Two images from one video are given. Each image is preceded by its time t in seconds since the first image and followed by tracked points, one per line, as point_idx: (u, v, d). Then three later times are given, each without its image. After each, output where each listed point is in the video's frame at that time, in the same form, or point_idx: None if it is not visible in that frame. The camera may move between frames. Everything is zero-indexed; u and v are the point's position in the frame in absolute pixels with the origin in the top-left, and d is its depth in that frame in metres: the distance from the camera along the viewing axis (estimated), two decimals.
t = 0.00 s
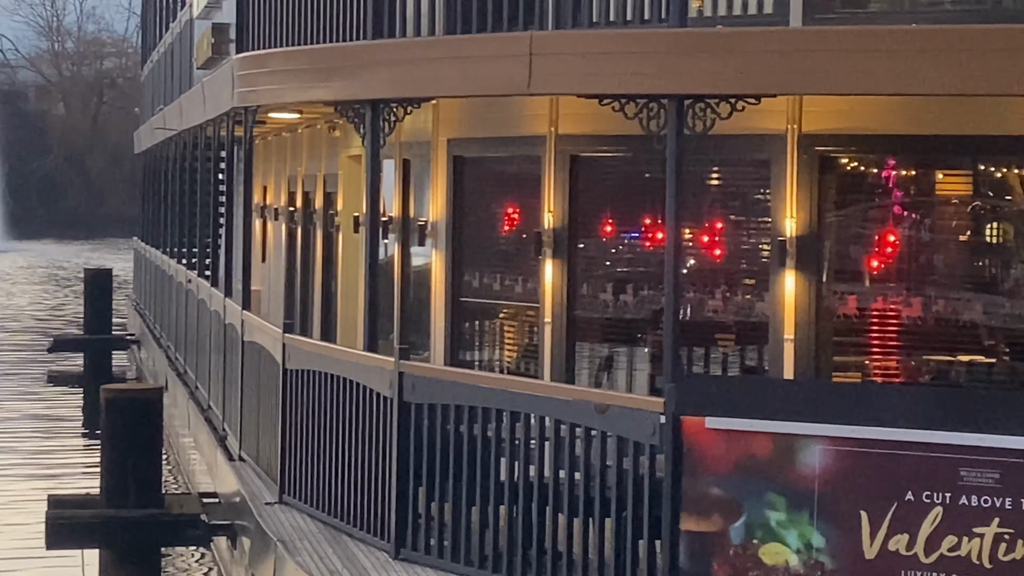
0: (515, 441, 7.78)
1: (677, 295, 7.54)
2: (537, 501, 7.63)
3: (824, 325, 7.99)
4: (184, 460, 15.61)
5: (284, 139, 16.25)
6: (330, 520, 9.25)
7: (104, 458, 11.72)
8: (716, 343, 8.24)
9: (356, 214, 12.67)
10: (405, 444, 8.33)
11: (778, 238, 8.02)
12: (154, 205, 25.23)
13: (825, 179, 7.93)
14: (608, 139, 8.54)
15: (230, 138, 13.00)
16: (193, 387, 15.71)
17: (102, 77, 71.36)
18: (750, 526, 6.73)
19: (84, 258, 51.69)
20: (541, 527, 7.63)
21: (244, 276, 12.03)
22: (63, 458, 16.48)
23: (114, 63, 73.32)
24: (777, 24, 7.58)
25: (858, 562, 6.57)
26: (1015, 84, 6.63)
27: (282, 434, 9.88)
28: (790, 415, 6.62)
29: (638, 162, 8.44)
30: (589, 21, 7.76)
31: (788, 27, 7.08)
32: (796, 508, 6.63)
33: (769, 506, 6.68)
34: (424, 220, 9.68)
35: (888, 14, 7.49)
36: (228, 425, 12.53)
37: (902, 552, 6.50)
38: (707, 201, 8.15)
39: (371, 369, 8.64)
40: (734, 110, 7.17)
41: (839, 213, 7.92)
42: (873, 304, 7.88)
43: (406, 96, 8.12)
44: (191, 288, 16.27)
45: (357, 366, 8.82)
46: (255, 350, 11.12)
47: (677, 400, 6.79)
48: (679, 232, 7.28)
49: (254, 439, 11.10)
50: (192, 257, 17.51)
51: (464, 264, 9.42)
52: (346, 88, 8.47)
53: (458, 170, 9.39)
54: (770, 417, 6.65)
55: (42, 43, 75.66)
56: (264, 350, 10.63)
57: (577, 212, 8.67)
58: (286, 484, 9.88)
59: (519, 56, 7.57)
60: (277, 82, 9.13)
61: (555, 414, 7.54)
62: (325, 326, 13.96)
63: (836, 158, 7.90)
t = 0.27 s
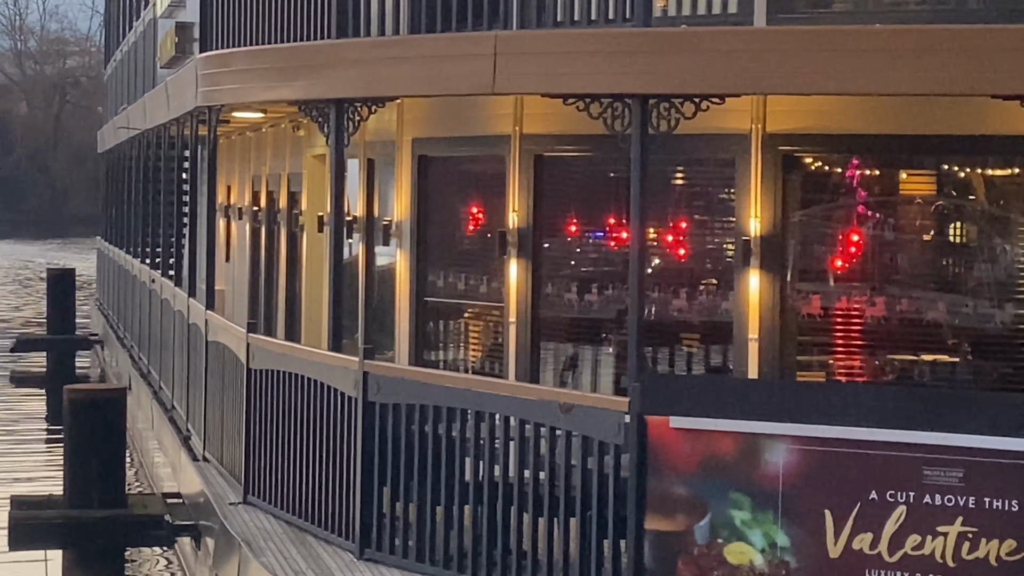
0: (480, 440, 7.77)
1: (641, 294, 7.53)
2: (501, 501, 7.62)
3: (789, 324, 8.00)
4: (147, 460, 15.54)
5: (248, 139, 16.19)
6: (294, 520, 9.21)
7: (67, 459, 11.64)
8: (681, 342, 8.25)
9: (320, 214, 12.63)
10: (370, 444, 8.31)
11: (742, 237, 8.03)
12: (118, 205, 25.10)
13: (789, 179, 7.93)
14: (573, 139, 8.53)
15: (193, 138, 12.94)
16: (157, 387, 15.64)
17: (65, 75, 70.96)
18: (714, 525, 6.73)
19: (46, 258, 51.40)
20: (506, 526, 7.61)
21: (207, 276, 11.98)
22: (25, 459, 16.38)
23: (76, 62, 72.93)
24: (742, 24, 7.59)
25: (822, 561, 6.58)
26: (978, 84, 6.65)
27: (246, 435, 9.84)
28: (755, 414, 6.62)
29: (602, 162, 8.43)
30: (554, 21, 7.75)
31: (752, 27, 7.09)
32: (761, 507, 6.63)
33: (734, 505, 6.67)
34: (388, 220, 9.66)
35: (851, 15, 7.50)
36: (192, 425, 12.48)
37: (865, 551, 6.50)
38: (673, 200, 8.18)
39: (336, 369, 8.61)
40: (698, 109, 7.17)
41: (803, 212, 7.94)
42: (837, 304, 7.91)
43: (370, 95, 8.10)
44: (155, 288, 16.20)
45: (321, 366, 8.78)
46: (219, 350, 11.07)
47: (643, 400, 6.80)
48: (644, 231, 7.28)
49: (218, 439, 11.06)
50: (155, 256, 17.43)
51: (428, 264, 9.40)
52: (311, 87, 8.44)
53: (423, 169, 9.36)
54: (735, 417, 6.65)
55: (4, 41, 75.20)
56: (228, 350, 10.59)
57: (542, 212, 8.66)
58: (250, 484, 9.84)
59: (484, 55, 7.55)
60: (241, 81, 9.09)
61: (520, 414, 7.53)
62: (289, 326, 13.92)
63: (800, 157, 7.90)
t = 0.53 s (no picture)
0: (447, 441, 7.75)
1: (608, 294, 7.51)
2: (468, 501, 7.60)
3: (755, 325, 8.02)
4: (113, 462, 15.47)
5: (214, 139, 16.15)
6: (261, 521, 9.18)
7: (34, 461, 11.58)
8: (648, 343, 8.24)
9: (287, 214, 12.60)
10: (336, 445, 8.29)
11: (709, 238, 8.04)
12: (84, 205, 25.00)
13: (756, 179, 7.96)
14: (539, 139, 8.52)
15: (159, 138, 12.88)
16: (123, 388, 15.58)
17: (30, 75, 70.61)
18: (682, 525, 6.74)
19: (12, 259, 51.13)
20: (473, 526, 7.60)
21: (174, 276, 11.93)
22: None
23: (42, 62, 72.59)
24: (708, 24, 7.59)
25: (788, 561, 6.58)
26: (945, 85, 6.67)
27: (213, 435, 9.80)
28: (722, 414, 6.62)
29: (570, 162, 8.44)
30: (521, 21, 7.73)
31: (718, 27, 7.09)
32: (728, 507, 6.64)
33: (701, 505, 6.68)
34: (355, 220, 9.65)
35: (817, 15, 7.52)
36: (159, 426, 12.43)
37: (831, 551, 6.51)
38: (640, 200, 8.16)
39: (302, 370, 8.58)
40: (664, 111, 7.21)
41: (771, 212, 7.96)
42: (804, 304, 7.92)
43: (336, 95, 8.07)
44: (121, 289, 16.13)
45: (288, 366, 8.75)
46: (186, 351, 11.03)
47: (610, 398, 6.78)
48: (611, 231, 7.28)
49: (184, 440, 11.01)
50: (121, 257, 17.36)
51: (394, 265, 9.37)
52: (277, 87, 8.41)
53: (390, 170, 9.36)
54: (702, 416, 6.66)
55: None
56: (194, 350, 10.55)
57: (509, 212, 8.65)
58: (216, 486, 9.80)
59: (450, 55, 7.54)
60: (207, 81, 9.05)
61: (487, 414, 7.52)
62: (256, 327, 13.88)
63: (768, 158, 7.93)
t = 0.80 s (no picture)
0: (410, 442, 7.75)
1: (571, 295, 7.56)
2: (430, 502, 7.60)
3: (719, 326, 8.06)
4: (78, 464, 15.40)
5: (179, 140, 16.10)
6: (224, 523, 9.16)
7: None
8: (612, 344, 8.28)
9: (252, 216, 12.58)
10: (301, 446, 8.28)
11: (672, 239, 8.06)
12: (49, 207, 24.89)
13: (719, 181, 7.99)
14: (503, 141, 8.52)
15: (123, 140, 12.84)
16: (88, 390, 15.52)
17: None
18: (643, 526, 6.73)
19: None
20: (436, 526, 7.62)
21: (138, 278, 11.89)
22: None
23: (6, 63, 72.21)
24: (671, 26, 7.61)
25: (750, 561, 6.58)
26: (905, 87, 6.68)
27: (177, 437, 9.78)
28: (685, 414, 6.65)
29: (533, 164, 8.42)
30: (485, 22, 7.73)
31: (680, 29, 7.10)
32: (689, 507, 6.64)
33: (662, 505, 6.68)
34: (320, 221, 9.66)
35: (779, 17, 7.54)
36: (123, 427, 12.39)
37: (793, 550, 6.52)
38: (603, 201, 8.21)
39: (266, 371, 8.57)
40: (626, 113, 7.22)
41: (733, 214, 7.98)
42: (766, 304, 7.96)
43: (300, 97, 8.06)
44: (86, 290, 16.07)
45: (252, 368, 8.74)
46: (150, 353, 11.00)
47: (572, 400, 6.83)
48: (575, 233, 7.29)
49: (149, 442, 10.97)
50: (86, 258, 17.29)
51: (359, 266, 9.38)
52: (241, 89, 8.40)
53: (354, 172, 9.35)
54: (666, 417, 6.68)
55: None
56: (158, 352, 10.52)
57: (473, 214, 8.66)
58: (180, 487, 9.77)
59: (414, 57, 7.53)
60: (170, 82, 9.03)
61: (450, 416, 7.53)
62: (221, 329, 13.85)
63: (732, 158, 7.95)
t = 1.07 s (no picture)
0: (370, 448, 7.73)
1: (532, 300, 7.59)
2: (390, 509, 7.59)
3: (678, 331, 8.09)
4: (38, 472, 15.31)
5: (140, 147, 16.05)
6: (184, 530, 9.12)
7: None
8: (573, 349, 8.29)
9: (213, 223, 12.54)
10: (260, 452, 8.26)
11: (631, 244, 8.09)
12: (10, 215, 24.76)
13: (678, 187, 8.03)
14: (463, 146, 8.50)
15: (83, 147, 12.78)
16: (48, 397, 15.44)
17: None
18: (602, 530, 6.49)
19: None
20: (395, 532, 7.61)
21: (98, 286, 11.85)
22: None
23: None
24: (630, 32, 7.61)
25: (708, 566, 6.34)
26: (859, 92, 6.68)
27: (137, 444, 9.73)
28: (644, 419, 6.41)
29: (493, 169, 8.39)
30: (443, 28, 7.71)
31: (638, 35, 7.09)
32: (648, 511, 6.40)
33: (621, 510, 6.44)
34: (281, 227, 9.70)
35: (739, 23, 7.57)
36: (83, 435, 12.32)
37: (752, 555, 6.27)
38: (563, 207, 8.19)
39: (226, 378, 8.53)
40: (584, 118, 7.23)
41: (693, 219, 8.00)
42: (726, 309, 7.99)
43: (259, 103, 8.03)
44: (47, 297, 15.98)
45: (212, 374, 8.70)
46: (110, 360, 10.95)
47: (530, 406, 6.57)
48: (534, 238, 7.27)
49: (109, 450, 10.91)
50: (47, 266, 17.20)
51: (320, 272, 9.38)
52: (201, 95, 8.37)
53: (314, 178, 9.35)
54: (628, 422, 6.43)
55: None
56: (118, 360, 10.47)
57: (434, 220, 8.66)
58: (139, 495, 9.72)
59: (373, 64, 7.51)
60: (130, 89, 8.99)
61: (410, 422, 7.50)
62: (182, 336, 13.80)
63: (693, 164, 7.99)
